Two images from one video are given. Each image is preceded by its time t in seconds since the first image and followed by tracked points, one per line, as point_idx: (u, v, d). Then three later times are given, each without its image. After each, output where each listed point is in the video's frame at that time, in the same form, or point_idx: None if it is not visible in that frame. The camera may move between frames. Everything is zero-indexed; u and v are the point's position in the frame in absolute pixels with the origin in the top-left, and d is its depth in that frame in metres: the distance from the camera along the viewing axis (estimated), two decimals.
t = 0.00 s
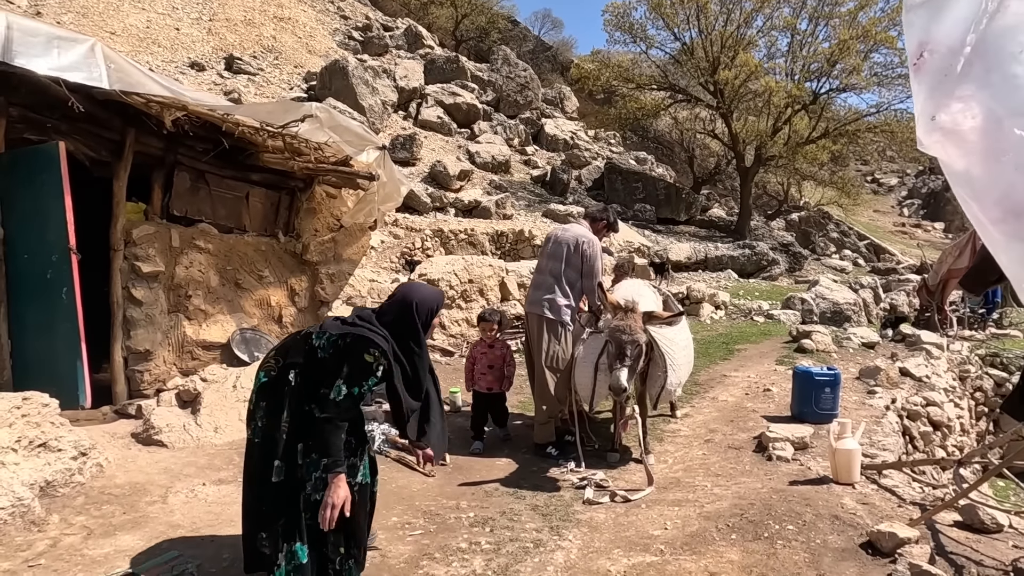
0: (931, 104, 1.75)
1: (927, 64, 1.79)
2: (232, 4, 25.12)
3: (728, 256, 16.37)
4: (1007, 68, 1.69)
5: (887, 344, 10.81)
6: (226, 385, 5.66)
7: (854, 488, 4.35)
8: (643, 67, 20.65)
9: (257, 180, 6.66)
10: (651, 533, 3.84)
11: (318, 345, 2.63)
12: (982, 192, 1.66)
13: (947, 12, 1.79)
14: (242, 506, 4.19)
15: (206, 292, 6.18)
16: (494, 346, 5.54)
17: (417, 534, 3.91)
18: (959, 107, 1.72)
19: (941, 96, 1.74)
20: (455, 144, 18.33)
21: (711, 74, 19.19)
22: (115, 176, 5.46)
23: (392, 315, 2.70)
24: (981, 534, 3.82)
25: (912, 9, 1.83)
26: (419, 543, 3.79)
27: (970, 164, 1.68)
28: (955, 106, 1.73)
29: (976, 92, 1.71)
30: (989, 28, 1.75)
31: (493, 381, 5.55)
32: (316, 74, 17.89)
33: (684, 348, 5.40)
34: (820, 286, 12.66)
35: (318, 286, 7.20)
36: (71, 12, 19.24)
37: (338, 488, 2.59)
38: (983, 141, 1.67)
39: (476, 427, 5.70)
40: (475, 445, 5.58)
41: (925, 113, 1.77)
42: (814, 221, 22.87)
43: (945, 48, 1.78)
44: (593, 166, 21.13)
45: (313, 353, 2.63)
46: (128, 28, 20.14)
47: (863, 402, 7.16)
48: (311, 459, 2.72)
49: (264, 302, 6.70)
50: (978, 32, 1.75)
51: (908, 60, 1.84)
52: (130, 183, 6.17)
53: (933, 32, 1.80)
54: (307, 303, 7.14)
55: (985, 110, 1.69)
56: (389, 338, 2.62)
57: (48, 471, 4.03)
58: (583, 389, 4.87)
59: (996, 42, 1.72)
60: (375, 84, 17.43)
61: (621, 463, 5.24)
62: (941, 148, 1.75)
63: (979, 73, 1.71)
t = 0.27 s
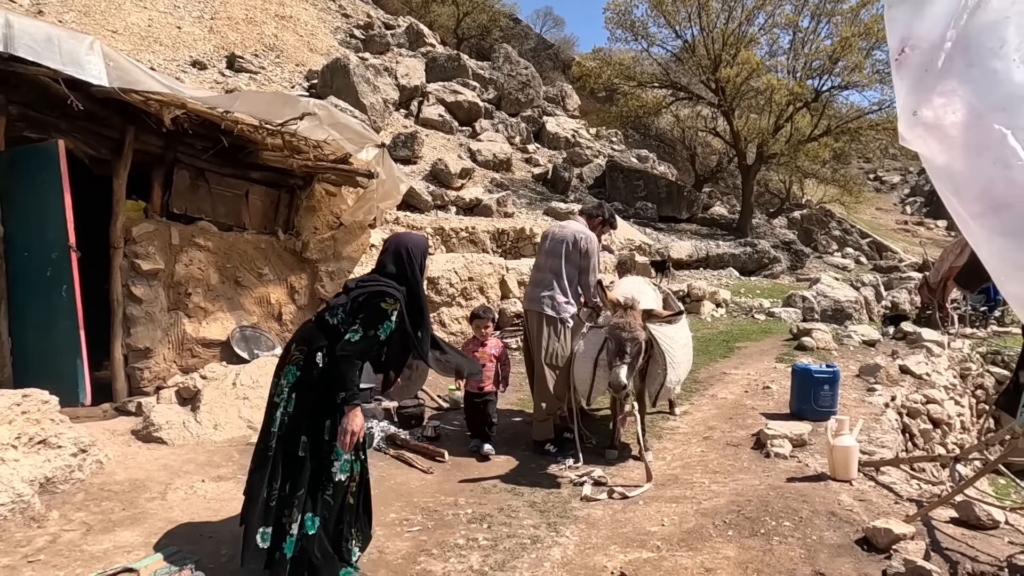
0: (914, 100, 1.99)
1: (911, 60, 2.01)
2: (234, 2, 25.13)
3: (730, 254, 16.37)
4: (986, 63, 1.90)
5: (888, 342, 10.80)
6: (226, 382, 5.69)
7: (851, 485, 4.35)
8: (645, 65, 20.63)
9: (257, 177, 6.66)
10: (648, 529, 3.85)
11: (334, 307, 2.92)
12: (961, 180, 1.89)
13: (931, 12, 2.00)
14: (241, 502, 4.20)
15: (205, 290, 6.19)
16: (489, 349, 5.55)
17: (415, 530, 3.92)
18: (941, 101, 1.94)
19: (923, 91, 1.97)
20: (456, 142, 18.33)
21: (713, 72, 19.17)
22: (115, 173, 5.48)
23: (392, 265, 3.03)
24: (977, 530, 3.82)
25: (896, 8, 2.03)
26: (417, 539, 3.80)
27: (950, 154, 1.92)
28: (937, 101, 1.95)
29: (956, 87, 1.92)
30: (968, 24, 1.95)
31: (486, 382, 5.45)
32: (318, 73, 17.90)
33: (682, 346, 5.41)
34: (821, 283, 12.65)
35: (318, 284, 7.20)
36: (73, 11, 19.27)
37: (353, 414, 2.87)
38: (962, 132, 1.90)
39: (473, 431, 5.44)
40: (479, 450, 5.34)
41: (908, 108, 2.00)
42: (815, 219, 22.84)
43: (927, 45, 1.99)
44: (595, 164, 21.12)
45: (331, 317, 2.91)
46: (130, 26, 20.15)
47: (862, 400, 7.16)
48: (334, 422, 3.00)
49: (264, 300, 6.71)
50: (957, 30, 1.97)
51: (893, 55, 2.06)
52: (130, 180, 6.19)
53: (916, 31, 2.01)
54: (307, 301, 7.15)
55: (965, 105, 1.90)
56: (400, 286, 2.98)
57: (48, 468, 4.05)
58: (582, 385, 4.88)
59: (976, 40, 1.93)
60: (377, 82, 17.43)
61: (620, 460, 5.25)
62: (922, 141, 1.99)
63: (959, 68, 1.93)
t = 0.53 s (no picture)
0: (898, 98, 2.00)
1: (894, 60, 2.03)
2: (235, 1, 25.16)
3: (731, 253, 16.37)
4: (969, 61, 1.92)
5: (888, 340, 10.80)
6: (226, 380, 5.71)
7: (850, 483, 4.35)
8: (646, 63, 20.62)
9: (257, 176, 6.66)
10: (645, 527, 3.86)
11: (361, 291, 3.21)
12: (944, 177, 1.91)
13: (915, 11, 2.01)
14: (240, 500, 4.22)
15: (205, 288, 6.20)
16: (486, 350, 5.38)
17: (413, 528, 3.93)
18: (925, 100, 1.96)
19: (906, 91, 1.99)
20: (458, 140, 18.34)
21: (714, 70, 19.15)
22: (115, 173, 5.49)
23: (397, 234, 3.29)
24: (974, 529, 3.82)
25: (879, 8, 2.05)
26: (415, 536, 3.81)
27: (933, 151, 1.94)
28: (921, 100, 1.97)
29: (940, 86, 1.95)
30: (952, 23, 1.98)
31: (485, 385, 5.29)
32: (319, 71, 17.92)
33: (680, 344, 5.42)
34: (822, 282, 12.65)
35: (318, 282, 7.17)
36: (75, 10, 19.30)
37: (402, 366, 3.23)
38: (947, 131, 1.93)
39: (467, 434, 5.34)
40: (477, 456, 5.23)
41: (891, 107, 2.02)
42: (817, 217, 22.82)
43: (910, 44, 2.01)
44: (596, 162, 21.12)
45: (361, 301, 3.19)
46: (132, 25, 20.18)
47: (861, 398, 7.16)
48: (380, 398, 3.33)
49: (264, 299, 6.71)
50: (941, 28, 1.99)
51: (877, 54, 2.07)
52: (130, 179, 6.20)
53: (899, 30, 2.03)
54: (307, 299, 7.13)
55: (949, 105, 1.93)
56: (413, 252, 3.26)
57: (48, 466, 4.07)
58: (580, 382, 4.91)
59: (961, 39, 1.95)
60: (379, 81, 17.45)
61: (618, 458, 5.25)
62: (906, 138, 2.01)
63: (943, 68, 1.95)
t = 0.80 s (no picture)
0: (891, 94, 2.03)
1: (890, 55, 2.06)
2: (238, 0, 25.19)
3: (733, 252, 16.35)
4: (963, 56, 1.96)
5: (891, 339, 10.78)
6: (226, 379, 5.72)
7: (849, 482, 4.34)
8: (649, 62, 20.59)
9: (257, 175, 6.66)
10: (644, 526, 3.85)
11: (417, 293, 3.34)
12: (940, 172, 1.91)
13: (908, 8, 2.06)
14: (240, 499, 4.22)
15: (206, 288, 6.21)
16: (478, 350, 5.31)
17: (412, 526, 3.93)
18: (919, 95, 2.00)
19: (900, 86, 2.03)
20: (460, 139, 18.34)
21: (717, 69, 19.12)
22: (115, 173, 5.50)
23: (434, 231, 3.43)
24: (974, 528, 3.81)
25: (873, 5, 2.09)
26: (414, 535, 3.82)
27: (929, 147, 1.94)
28: (914, 96, 2.01)
29: (934, 82, 1.98)
30: (947, 19, 2.02)
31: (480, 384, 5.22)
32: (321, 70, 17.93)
33: (680, 343, 5.41)
34: (824, 281, 12.63)
35: (318, 282, 7.14)
36: (78, 10, 19.34)
37: (464, 352, 3.56)
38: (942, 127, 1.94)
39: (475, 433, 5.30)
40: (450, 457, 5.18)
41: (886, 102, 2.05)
42: (820, 216, 22.79)
43: (905, 39, 2.05)
44: (598, 161, 21.10)
45: (421, 303, 3.33)
46: (134, 25, 20.20)
47: (863, 398, 7.15)
48: (446, 392, 3.54)
49: (265, 298, 6.71)
50: (936, 24, 2.03)
51: (871, 49, 2.11)
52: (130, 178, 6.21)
53: (894, 26, 2.07)
54: (307, 299, 7.11)
55: (943, 99, 1.96)
56: (454, 247, 3.42)
57: (48, 464, 4.07)
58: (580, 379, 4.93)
59: (956, 33, 1.99)
60: (381, 80, 17.45)
61: (618, 457, 5.25)
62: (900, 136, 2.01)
63: (937, 62, 1.99)
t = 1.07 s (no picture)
0: (896, 91, 2.02)
1: (893, 52, 2.05)
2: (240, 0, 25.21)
3: (736, 251, 16.33)
4: (968, 54, 1.95)
5: (894, 339, 10.74)
6: (228, 379, 5.72)
7: (853, 482, 4.32)
8: (651, 62, 20.56)
9: (259, 175, 6.67)
10: (646, 527, 3.84)
11: (480, 283, 3.48)
12: (944, 171, 1.91)
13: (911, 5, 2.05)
14: (241, 499, 4.21)
15: (207, 287, 6.20)
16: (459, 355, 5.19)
17: (414, 527, 3.92)
18: (924, 93, 1.98)
19: (904, 82, 2.01)
20: (462, 139, 18.34)
21: (719, 68, 19.08)
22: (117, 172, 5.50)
23: (496, 223, 3.56)
24: (978, 529, 3.79)
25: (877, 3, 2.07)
26: (416, 535, 3.80)
27: (932, 146, 1.94)
28: (920, 93, 1.99)
29: (939, 78, 1.97)
30: (951, 15, 2.01)
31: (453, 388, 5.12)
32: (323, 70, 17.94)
33: (684, 342, 5.39)
34: (827, 280, 12.60)
35: (320, 281, 7.15)
36: (81, 9, 19.35)
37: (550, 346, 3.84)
38: (947, 124, 1.93)
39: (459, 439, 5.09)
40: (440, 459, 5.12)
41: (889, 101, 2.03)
42: (822, 216, 22.75)
43: (908, 38, 2.03)
44: (600, 160, 21.08)
45: (484, 293, 3.47)
46: (137, 24, 20.23)
47: (866, 397, 7.12)
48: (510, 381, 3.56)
49: (267, 297, 6.70)
50: (939, 21, 2.01)
51: (875, 46, 2.09)
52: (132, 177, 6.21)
53: (898, 23, 2.05)
54: (309, 298, 7.11)
55: (949, 97, 1.95)
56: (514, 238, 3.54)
57: (49, 464, 4.07)
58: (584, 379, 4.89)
59: (960, 31, 1.98)
60: (383, 80, 17.45)
61: (621, 457, 5.24)
62: (904, 134, 2.01)
63: (942, 59, 1.97)
